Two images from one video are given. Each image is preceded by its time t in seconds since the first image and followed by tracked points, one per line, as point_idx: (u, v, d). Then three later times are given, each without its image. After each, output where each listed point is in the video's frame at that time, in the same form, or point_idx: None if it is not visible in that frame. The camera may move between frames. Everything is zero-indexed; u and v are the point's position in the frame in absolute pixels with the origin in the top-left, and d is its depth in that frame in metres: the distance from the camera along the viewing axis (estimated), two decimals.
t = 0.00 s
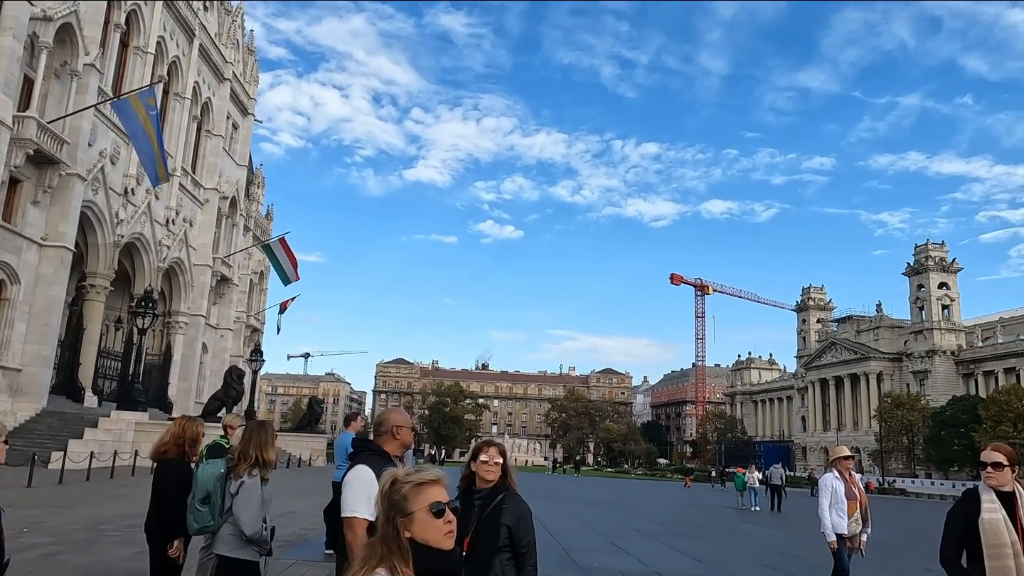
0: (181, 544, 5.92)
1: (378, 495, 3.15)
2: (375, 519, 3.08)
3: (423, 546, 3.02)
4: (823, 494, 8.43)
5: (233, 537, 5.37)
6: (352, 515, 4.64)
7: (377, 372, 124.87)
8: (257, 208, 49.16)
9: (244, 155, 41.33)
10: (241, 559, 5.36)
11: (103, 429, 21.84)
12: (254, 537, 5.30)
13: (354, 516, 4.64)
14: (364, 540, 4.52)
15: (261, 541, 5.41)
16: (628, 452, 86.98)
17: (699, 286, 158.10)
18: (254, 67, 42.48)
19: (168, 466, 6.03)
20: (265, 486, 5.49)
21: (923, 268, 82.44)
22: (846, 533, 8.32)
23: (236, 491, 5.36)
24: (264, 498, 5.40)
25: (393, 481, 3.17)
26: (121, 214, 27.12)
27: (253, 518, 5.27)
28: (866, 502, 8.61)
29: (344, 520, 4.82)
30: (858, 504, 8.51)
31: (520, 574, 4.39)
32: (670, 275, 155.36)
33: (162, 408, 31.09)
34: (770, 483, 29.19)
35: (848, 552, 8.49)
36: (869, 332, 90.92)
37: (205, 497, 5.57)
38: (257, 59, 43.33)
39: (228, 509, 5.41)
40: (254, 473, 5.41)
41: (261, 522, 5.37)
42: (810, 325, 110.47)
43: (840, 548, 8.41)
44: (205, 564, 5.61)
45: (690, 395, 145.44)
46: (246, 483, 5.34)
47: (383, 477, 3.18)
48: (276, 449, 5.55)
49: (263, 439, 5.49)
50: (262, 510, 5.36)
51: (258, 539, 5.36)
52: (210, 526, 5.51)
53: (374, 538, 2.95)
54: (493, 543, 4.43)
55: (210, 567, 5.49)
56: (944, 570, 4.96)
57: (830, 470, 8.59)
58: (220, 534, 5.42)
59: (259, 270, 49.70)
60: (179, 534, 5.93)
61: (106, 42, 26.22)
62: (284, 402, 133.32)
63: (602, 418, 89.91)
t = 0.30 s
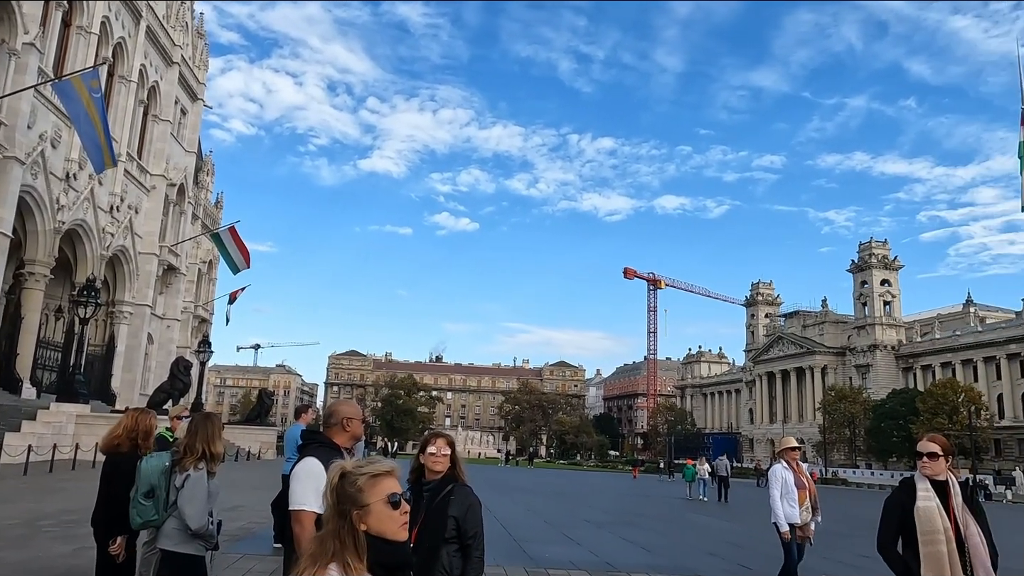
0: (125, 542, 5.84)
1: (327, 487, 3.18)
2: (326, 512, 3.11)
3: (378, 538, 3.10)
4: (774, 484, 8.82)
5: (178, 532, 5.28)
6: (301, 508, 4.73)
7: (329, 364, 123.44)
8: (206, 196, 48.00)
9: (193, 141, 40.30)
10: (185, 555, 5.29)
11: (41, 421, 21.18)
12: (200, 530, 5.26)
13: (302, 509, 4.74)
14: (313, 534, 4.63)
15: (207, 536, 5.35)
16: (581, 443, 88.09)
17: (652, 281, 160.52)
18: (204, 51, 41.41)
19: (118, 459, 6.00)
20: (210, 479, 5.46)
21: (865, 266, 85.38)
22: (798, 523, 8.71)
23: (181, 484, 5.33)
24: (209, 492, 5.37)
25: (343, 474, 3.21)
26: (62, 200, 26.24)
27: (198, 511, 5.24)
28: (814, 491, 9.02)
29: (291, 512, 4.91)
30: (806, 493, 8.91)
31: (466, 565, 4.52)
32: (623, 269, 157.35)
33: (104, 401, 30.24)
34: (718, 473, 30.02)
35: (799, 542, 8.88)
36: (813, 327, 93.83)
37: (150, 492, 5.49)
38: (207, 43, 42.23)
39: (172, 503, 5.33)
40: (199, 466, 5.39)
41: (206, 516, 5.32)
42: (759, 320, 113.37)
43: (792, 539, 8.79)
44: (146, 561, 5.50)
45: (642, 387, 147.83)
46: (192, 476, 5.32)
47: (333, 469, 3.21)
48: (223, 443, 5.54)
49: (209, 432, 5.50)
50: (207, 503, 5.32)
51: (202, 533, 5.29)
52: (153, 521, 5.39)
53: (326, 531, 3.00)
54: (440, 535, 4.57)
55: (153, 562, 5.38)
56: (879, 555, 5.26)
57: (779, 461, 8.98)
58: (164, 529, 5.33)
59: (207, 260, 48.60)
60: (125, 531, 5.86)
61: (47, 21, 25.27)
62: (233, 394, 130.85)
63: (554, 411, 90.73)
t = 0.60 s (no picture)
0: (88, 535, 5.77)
1: (283, 482, 3.14)
2: (283, 506, 3.09)
3: (339, 533, 3.11)
4: (736, 478, 9.08)
5: (132, 529, 5.25)
6: (258, 504, 4.76)
7: (292, 358, 122.00)
8: (164, 186, 47.01)
9: (151, 130, 39.40)
10: (140, 551, 5.26)
11: None
12: (155, 527, 5.22)
13: (260, 505, 4.77)
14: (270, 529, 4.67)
15: (162, 532, 5.30)
16: (544, 438, 88.70)
17: (616, 277, 161.89)
18: (163, 38, 40.50)
19: (74, 454, 5.95)
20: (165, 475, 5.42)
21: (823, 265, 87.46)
22: (758, 516, 8.97)
23: (135, 480, 5.28)
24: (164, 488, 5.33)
25: (299, 469, 3.17)
26: (14, 189, 25.48)
27: (153, 506, 5.20)
28: (775, 485, 9.27)
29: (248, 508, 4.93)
30: (767, 487, 9.16)
31: (422, 559, 4.62)
32: (588, 265, 158.48)
33: (57, 395, 29.54)
34: (678, 467, 30.58)
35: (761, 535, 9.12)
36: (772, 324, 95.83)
37: (102, 488, 5.41)
38: (167, 30, 41.30)
39: (127, 500, 5.28)
40: (155, 461, 5.35)
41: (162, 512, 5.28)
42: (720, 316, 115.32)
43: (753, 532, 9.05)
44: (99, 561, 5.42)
45: (605, 383, 149.29)
46: (147, 471, 5.28)
47: (289, 464, 3.17)
48: (179, 438, 5.49)
49: (164, 428, 5.45)
50: (163, 499, 5.28)
51: (157, 530, 5.24)
52: (106, 518, 5.34)
53: (285, 528, 3.00)
54: (397, 530, 4.66)
55: (105, 560, 5.33)
56: (831, 546, 5.50)
57: (742, 455, 9.23)
58: (118, 526, 5.29)
59: (165, 252, 47.63)
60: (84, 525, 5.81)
61: None
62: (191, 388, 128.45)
63: (518, 405, 91.15)
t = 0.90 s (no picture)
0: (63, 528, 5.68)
1: (250, 477, 3.19)
2: (250, 501, 3.14)
3: (306, 528, 3.18)
4: (709, 476, 9.28)
5: (96, 526, 5.20)
6: (224, 501, 4.81)
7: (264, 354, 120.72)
8: (133, 179, 46.21)
9: (119, 122, 38.71)
10: (105, 549, 5.22)
11: None
12: (120, 524, 5.19)
13: (226, 501, 4.81)
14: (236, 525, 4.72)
15: (128, 529, 5.27)
16: (518, 435, 88.94)
17: (591, 275, 162.54)
18: (132, 27, 39.74)
19: (40, 448, 5.94)
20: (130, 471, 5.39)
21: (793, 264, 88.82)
22: (727, 514, 9.17)
23: (99, 477, 5.25)
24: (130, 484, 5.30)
25: (265, 464, 3.23)
26: None
27: (118, 502, 5.18)
28: (750, 482, 9.41)
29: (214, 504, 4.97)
30: (740, 485, 9.31)
31: (385, 554, 4.71)
32: (562, 262, 158.99)
33: (21, 391, 28.96)
34: (650, 463, 30.94)
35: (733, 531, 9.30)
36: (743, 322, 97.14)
37: (65, 484, 5.39)
38: (136, 19, 40.54)
39: (91, 496, 5.26)
40: (120, 457, 5.33)
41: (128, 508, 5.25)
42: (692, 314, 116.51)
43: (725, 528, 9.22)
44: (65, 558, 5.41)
45: (579, 379, 150.03)
46: (113, 467, 5.25)
47: (255, 460, 3.21)
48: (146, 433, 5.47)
49: (130, 423, 5.43)
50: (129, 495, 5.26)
51: (123, 526, 5.21)
52: (71, 514, 5.32)
53: (252, 523, 3.05)
54: (360, 526, 4.74)
55: (69, 557, 5.30)
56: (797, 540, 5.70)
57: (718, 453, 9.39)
58: (82, 522, 5.25)
59: (134, 245, 46.83)
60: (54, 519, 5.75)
61: None
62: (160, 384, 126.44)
63: (492, 402, 91.31)
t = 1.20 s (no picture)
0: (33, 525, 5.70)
1: (224, 473, 3.25)
2: (224, 497, 3.19)
3: (281, 523, 3.24)
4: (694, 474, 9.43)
5: (69, 524, 5.24)
6: (196, 498, 4.84)
7: (243, 351, 119.70)
8: (110, 173, 45.62)
9: (95, 115, 38.18)
10: (77, 547, 5.28)
11: None
12: (93, 522, 5.22)
13: (198, 499, 4.84)
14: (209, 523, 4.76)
15: (102, 526, 5.31)
16: (499, 432, 89.12)
17: (572, 272, 162.99)
18: (109, 19, 39.17)
19: (11, 443, 5.94)
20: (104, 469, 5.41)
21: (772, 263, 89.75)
22: (709, 511, 9.29)
23: (72, 475, 5.26)
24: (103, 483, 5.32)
25: (240, 460, 3.28)
26: None
27: (92, 499, 5.20)
28: (739, 479, 9.38)
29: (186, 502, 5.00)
30: (728, 482, 9.32)
31: (351, 552, 4.78)
32: (544, 259, 159.25)
33: None
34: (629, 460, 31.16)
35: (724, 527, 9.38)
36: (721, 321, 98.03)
37: (36, 481, 5.36)
38: (113, 11, 39.95)
39: (63, 494, 5.27)
40: (94, 455, 5.34)
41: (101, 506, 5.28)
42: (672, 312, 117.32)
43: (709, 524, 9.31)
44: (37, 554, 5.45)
45: (560, 377, 150.55)
46: (85, 465, 5.26)
47: (230, 456, 3.27)
48: (121, 429, 5.48)
49: (105, 420, 5.43)
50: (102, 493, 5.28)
51: (96, 524, 5.25)
52: (41, 512, 5.33)
53: (225, 519, 3.11)
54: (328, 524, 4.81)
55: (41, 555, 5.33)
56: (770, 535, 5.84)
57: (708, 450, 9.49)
58: (53, 520, 5.27)
59: (110, 240, 46.24)
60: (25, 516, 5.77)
61: None
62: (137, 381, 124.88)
63: (472, 399, 91.40)
